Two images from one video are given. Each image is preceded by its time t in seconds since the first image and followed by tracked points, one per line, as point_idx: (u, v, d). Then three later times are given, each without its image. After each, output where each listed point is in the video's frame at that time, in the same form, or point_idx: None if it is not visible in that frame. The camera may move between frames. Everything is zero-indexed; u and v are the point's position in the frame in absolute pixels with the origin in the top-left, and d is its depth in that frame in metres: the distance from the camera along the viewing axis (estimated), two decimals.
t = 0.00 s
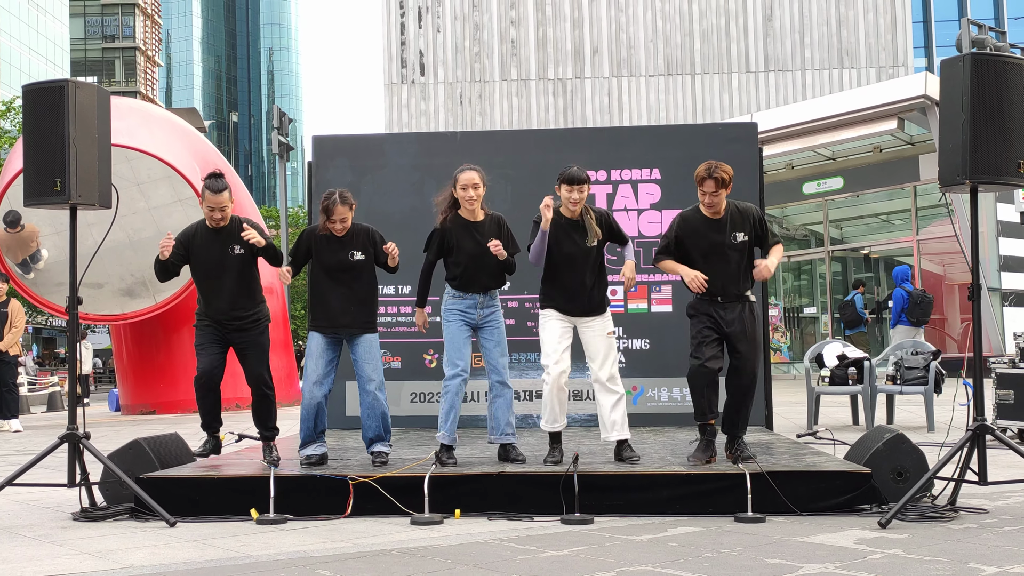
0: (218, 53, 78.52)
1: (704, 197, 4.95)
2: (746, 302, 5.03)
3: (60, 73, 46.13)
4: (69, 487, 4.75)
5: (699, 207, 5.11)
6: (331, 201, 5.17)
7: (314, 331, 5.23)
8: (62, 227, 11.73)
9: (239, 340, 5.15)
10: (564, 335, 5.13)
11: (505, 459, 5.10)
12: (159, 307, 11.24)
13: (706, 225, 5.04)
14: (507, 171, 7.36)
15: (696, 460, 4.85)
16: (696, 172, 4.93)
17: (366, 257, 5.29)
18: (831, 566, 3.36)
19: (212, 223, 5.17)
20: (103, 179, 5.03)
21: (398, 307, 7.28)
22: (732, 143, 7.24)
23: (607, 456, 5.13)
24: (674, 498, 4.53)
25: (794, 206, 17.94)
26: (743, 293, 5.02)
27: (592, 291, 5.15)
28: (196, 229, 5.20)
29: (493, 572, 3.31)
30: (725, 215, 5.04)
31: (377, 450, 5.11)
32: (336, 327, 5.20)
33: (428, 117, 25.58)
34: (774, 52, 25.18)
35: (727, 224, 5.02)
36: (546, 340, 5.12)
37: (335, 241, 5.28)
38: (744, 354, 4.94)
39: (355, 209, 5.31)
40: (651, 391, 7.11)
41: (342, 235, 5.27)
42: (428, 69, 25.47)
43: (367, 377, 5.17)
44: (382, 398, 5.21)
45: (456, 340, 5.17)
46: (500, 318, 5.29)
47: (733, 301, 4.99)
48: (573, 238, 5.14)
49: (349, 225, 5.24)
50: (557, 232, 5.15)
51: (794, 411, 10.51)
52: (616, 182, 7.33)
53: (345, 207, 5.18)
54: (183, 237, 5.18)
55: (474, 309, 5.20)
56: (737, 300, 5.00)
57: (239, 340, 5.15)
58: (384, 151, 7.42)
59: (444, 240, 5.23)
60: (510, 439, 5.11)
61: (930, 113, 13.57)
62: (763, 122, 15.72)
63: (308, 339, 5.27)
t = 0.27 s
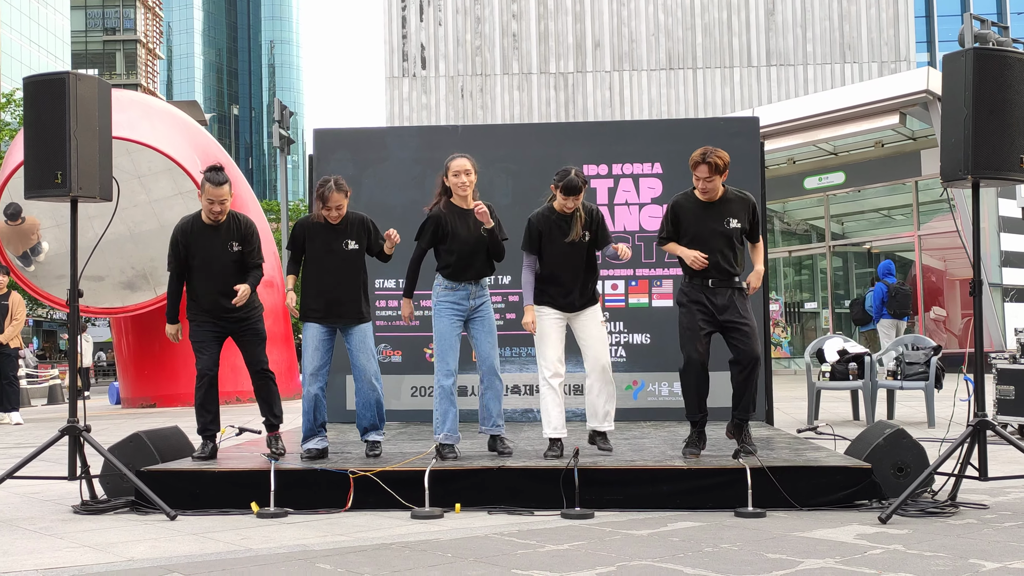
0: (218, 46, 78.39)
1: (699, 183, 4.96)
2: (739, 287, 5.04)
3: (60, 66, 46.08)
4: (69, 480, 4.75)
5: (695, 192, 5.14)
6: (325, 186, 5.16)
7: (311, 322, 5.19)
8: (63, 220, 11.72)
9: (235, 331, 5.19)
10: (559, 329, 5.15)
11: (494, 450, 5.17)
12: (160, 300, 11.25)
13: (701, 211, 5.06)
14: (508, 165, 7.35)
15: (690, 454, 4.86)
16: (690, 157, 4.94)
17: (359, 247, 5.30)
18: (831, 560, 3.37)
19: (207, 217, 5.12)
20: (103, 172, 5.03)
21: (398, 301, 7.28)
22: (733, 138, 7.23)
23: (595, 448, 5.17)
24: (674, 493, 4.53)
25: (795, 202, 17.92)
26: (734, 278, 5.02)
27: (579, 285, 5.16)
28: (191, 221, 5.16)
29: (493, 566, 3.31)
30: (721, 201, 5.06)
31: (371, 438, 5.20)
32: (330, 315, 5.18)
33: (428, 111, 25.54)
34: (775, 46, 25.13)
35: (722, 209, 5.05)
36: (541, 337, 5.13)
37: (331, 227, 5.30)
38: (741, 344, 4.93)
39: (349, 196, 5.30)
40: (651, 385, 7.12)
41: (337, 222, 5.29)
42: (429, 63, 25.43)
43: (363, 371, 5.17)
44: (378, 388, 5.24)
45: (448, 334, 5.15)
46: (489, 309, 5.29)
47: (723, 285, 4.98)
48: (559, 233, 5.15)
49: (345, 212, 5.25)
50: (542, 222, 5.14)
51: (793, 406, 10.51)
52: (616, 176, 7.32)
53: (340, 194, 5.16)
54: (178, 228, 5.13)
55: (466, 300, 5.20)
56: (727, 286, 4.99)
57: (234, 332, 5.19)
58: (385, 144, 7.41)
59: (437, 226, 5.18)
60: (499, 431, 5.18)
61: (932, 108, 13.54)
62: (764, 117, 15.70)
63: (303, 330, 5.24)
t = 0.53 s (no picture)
0: (220, 46, 78.41)
1: (701, 191, 4.93)
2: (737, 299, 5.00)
3: (62, 66, 46.11)
4: (70, 480, 4.76)
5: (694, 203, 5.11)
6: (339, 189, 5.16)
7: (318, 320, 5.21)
8: (64, 221, 11.74)
9: (233, 332, 5.17)
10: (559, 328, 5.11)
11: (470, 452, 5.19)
12: (160, 300, 11.27)
13: (700, 220, 5.04)
14: (509, 165, 7.35)
15: (688, 453, 4.87)
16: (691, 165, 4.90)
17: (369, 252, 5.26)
18: (832, 559, 3.37)
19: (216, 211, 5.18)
20: (105, 172, 5.03)
21: (398, 301, 7.29)
22: (734, 137, 7.23)
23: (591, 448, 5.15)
24: (675, 492, 4.53)
25: (797, 200, 17.92)
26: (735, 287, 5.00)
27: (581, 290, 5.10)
28: (199, 216, 5.19)
29: (493, 566, 3.31)
30: (720, 212, 5.03)
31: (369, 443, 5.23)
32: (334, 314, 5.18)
33: (430, 110, 25.55)
34: (777, 45, 25.12)
35: (720, 219, 5.01)
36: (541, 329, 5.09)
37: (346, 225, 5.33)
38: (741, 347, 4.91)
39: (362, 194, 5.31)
40: (652, 385, 7.11)
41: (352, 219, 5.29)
42: (430, 62, 25.43)
43: (368, 376, 5.18)
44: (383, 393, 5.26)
45: (446, 331, 5.15)
46: (489, 311, 5.27)
47: (722, 293, 4.97)
48: (564, 232, 5.16)
49: (358, 208, 5.24)
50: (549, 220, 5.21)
51: (795, 405, 10.50)
52: (618, 175, 7.32)
53: (352, 189, 5.17)
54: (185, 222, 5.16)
55: (464, 298, 5.19)
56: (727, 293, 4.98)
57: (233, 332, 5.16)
58: (386, 144, 7.41)
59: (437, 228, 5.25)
60: (475, 432, 5.22)
61: (933, 107, 13.53)
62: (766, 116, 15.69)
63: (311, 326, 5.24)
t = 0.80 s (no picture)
0: (216, 43, 78.27)
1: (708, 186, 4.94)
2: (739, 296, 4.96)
3: (58, 63, 46.00)
4: (68, 479, 4.75)
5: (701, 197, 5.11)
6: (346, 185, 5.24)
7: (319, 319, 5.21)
8: (61, 219, 11.73)
9: (233, 331, 5.13)
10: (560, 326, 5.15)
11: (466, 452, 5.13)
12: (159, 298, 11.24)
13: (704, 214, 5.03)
14: (507, 163, 7.35)
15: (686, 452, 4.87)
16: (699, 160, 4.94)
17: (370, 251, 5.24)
18: (830, 557, 3.37)
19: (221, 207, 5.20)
20: (101, 171, 5.02)
21: (397, 299, 7.28)
22: (731, 134, 7.23)
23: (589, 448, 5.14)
24: (673, 490, 4.53)
25: (794, 198, 17.93)
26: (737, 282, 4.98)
27: (581, 287, 5.10)
28: (203, 214, 5.22)
29: (492, 564, 3.31)
30: (726, 206, 5.02)
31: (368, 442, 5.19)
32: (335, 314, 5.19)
33: (427, 108, 25.54)
34: (774, 43, 25.12)
35: (724, 214, 4.99)
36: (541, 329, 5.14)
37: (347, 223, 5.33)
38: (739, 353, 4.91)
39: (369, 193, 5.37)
40: (650, 382, 7.12)
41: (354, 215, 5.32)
42: (427, 60, 25.41)
43: (368, 374, 5.20)
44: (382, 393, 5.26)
45: (443, 328, 5.17)
46: (486, 311, 5.26)
47: (724, 291, 4.96)
48: (565, 232, 5.19)
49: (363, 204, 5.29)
50: (552, 221, 5.27)
51: (793, 403, 10.50)
52: (615, 173, 7.32)
53: (359, 185, 5.24)
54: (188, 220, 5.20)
55: (458, 298, 5.21)
56: (730, 292, 4.96)
57: (232, 333, 5.14)
58: (383, 141, 7.41)
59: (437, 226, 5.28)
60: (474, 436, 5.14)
61: (930, 104, 13.55)
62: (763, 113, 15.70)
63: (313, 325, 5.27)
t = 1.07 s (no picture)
0: (214, 41, 78.16)
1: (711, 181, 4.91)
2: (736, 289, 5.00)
3: (55, 61, 45.93)
4: (64, 476, 4.74)
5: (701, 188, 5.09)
6: (346, 181, 5.23)
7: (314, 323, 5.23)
8: (57, 217, 11.70)
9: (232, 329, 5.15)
10: (560, 328, 5.18)
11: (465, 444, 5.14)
12: (155, 296, 11.24)
13: (706, 207, 5.02)
14: (504, 161, 7.35)
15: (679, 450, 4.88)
16: (703, 155, 4.88)
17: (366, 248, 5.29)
18: (826, 555, 3.38)
19: (224, 203, 5.20)
20: (97, 167, 5.01)
21: (393, 297, 7.28)
22: (728, 133, 7.24)
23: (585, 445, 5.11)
24: (669, 488, 4.54)
25: (791, 197, 17.95)
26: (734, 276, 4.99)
27: (575, 282, 5.16)
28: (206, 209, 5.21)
29: (488, 561, 3.32)
30: (726, 200, 5.00)
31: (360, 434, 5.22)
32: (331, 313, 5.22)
33: (424, 107, 25.54)
34: (771, 42, 25.13)
35: (726, 208, 4.98)
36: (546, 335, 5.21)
37: (342, 223, 5.34)
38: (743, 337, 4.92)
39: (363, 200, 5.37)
40: (646, 381, 7.11)
41: (350, 217, 5.35)
42: (425, 58, 25.38)
43: (363, 367, 5.13)
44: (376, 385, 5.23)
45: (438, 333, 5.24)
46: (483, 307, 5.28)
47: (723, 284, 4.98)
48: (565, 225, 5.18)
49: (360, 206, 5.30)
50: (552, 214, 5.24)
51: (788, 402, 10.53)
52: (612, 172, 7.32)
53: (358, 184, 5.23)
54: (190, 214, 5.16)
55: (455, 299, 5.23)
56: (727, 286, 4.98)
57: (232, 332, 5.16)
58: (380, 140, 7.40)
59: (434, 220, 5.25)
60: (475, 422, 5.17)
61: (927, 104, 13.56)
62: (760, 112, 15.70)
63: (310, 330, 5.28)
